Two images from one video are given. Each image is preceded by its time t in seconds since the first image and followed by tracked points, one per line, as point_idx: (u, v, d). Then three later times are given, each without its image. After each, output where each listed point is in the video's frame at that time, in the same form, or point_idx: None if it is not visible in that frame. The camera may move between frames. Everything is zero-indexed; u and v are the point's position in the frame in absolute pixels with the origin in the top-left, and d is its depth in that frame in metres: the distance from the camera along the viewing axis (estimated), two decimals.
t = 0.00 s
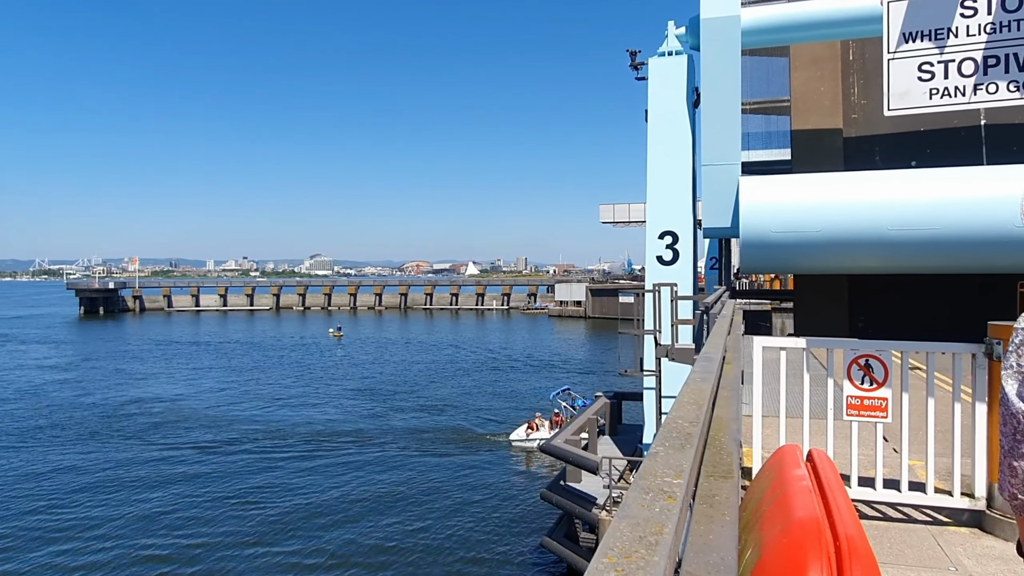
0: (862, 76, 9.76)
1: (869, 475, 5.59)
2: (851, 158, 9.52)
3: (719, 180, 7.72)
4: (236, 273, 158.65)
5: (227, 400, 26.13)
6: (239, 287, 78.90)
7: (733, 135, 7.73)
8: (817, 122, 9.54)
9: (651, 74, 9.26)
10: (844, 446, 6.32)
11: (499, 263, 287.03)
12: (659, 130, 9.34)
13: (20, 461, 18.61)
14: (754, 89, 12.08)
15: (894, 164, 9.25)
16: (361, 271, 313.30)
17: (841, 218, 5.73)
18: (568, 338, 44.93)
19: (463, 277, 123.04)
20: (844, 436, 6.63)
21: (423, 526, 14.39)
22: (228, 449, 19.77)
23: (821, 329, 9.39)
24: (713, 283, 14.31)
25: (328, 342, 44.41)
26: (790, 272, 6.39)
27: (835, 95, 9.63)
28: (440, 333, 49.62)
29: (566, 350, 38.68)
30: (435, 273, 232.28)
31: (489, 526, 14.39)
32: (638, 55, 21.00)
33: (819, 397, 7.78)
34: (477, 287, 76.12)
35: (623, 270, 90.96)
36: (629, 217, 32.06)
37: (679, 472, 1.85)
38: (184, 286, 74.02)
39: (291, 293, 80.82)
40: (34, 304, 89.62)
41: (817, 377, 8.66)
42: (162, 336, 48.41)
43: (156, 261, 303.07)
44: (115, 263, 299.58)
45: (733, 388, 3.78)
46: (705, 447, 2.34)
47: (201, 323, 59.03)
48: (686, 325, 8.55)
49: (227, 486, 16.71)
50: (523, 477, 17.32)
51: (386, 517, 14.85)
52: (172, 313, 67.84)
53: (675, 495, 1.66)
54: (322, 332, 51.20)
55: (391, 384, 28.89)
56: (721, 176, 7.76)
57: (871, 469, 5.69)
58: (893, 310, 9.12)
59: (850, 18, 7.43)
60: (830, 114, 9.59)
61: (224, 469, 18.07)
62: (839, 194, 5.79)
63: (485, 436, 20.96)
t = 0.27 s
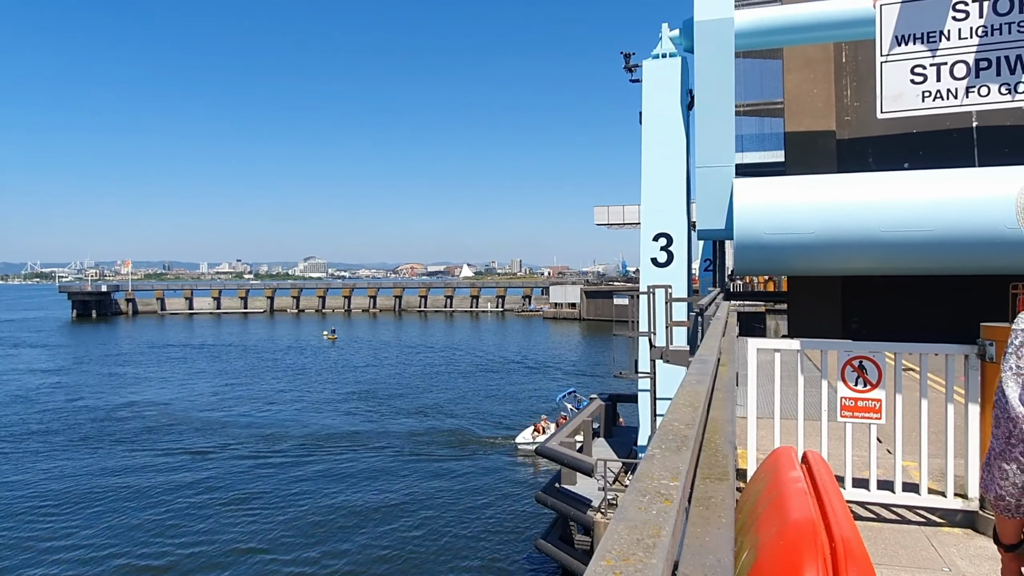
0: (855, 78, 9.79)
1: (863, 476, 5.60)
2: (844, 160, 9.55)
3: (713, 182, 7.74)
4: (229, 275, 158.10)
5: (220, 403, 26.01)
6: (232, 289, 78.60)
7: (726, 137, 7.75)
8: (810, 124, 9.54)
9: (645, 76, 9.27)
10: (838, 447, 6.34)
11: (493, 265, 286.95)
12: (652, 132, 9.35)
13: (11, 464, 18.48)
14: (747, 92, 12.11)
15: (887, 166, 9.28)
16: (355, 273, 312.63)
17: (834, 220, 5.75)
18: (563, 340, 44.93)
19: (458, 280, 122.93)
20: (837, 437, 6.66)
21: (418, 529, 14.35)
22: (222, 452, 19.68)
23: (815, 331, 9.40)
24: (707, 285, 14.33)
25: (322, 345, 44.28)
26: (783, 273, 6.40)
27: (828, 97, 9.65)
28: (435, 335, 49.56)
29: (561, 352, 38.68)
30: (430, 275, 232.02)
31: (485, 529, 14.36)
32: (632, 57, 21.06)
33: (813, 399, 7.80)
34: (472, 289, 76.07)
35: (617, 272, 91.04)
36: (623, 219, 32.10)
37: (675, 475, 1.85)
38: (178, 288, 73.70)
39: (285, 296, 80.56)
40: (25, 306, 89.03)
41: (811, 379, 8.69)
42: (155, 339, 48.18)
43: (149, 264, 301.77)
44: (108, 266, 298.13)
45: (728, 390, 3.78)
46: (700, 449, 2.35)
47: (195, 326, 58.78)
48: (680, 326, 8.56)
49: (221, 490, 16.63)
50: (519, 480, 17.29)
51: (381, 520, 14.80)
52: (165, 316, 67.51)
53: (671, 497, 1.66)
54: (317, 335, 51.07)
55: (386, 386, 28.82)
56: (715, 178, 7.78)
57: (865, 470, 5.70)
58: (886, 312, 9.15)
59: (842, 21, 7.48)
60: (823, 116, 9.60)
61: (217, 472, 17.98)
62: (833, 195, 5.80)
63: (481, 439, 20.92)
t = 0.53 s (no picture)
0: (844, 83, 9.87)
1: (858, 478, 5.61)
2: (834, 164, 9.61)
3: (704, 187, 7.78)
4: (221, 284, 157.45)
5: (212, 412, 25.83)
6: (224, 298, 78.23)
7: (717, 142, 7.79)
8: (800, 129, 9.58)
9: (635, 82, 9.32)
10: (832, 450, 6.36)
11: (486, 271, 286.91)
12: (644, 137, 9.39)
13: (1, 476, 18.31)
14: (737, 97, 12.17)
15: (877, 170, 9.36)
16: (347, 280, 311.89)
17: (825, 223, 5.78)
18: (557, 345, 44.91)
19: (451, 286, 122.79)
20: (831, 439, 6.68)
21: (413, 536, 14.28)
22: (215, 462, 19.55)
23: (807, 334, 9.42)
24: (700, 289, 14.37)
25: (315, 353, 44.09)
26: (775, 277, 6.43)
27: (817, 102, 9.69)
28: (428, 342, 49.46)
29: (555, 358, 38.64)
30: (423, 282, 231.74)
31: (480, 536, 14.30)
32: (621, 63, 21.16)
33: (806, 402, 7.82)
34: (465, 296, 76.01)
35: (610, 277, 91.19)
36: (616, 224, 32.16)
37: (672, 476, 1.86)
38: (169, 297, 73.33)
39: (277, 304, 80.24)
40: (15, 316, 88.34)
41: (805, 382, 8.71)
42: (146, 349, 47.89)
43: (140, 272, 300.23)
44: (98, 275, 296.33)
45: (722, 393, 3.79)
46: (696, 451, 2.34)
47: (187, 335, 58.48)
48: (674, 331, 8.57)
49: (213, 499, 16.52)
50: (514, 486, 17.24)
51: (375, 528, 14.73)
52: (156, 325, 67.12)
53: (669, 499, 1.66)
54: (310, 342, 50.88)
55: (379, 394, 28.72)
56: (707, 183, 7.82)
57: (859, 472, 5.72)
58: (878, 314, 9.20)
59: (829, 27, 7.54)
60: (813, 121, 9.64)
61: (210, 481, 17.87)
62: (823, 199, 5.83)
63: (475, 445, 20.86)
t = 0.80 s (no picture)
0: (841, 85, 9.89)
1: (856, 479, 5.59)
2: (832, 167, 9.61)
3: (702, 189, 7.78)
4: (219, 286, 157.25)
5: (210, 415, 25.78)
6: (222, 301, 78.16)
7: (714, 144, 7.80)
8: (797, 131, 9.55)
9: (633, 84, 9.32)
10: (831, 452, 6.35)
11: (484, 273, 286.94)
12: (641, 139, 9.39)
13: None
14: (735, 99, 12.18)
15: (874, 172, 9.39)
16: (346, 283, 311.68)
17: (823, 225, 5.77)
18: (556, 347, 44.88)
19: (449, 288, 122.73)
20: (830, 441, 6.67)
21: (412, 539, 14.26)
22: (213, 465, 19.52)
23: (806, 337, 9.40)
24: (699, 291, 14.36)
25: (314, 356, 44.04)
26: (773, 279, 6.43)
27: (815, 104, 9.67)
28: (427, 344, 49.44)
29: (554, 360, 38.61)
30: (421, 284, 231.72)
31: (479, 538, 14.27)
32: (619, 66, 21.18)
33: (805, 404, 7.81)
34: (464, 298, 76.00)
35: (608, 279, 91.23)
36: (614, 226, 32.16)
37: (670, 477, 1.84)
38: (167, 300, 73.27)
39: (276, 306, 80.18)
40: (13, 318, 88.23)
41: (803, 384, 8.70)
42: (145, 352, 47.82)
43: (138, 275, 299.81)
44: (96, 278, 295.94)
45: (721, 394, 3.77)
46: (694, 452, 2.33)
47: (185, 337, 58.42)
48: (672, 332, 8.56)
49: (211, 503, 16.49)
50: (513, 489, 17.20)
51: (373, 531, 14.70)
52: (154, 327, 67.04)
53: (666, 499, 1.65)
54: (308, 345, 50.86)
55: (378, 396, 28.68)
56: (705, 185, 7.82)
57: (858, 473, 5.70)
58: (876, 315, 9.20)
59: (826, 29, 7.55)
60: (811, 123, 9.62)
61: (208, 485, 17.84)
62: (821, 201, 5.83)
63: (474, 448, 20.82)
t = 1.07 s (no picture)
0: (843, 84, 9.86)
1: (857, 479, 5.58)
2: (833, 166, 9.59)
3: (703, 188, 7.76)
4: (220, 285, 157.37)
5: (212, 414, 25.80)
6: (223, 300, 78.23)
7: (715, 143, 7.78)
8: (798, 130, 9.52)
9: (634, 84, 9.29)
10: (833, 451, 6.34)
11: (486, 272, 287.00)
12: (642, 138, 9.38)
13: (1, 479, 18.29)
14: (737, 98, 12.15)
15: (876, 171, 9.36)
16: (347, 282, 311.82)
17: (824, 224, 5.75)
18: (557, 347, 44.89)
19: (450, 288, 122.73)
20: (832, 440, 6.66)
21: (413, 539, 14.26)
22: (214, 464, 19.54)
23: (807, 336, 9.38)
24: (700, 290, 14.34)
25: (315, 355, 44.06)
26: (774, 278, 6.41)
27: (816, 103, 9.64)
28: (428, 343, 49.48)
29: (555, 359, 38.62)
30: (422, 284, 231.85)
31: (480, 538, 14.28)
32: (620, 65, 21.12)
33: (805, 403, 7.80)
34: (465, 297, 76.07)
35: (608, 279, 91.30)
36: (615, 226, 32.19)
37: (666, 479, 1.84)
38: (169, 299, 73.33)
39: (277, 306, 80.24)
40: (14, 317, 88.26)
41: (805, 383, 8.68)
42: (146, 351, 47.85)
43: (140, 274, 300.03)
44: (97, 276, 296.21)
45: (720, 395, 3.76)
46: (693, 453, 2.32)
47: (187, 337, 58.49)
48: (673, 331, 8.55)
49: (213, 502, 16.51)
50: (514, 488, 17.21)
51: (375, 530, 14.72)
52: (155, 327, 67.11)
53: (662, 502, 1.64)
54: (310, 344, 50.92)
55: (379, 395, 28.70)
56: (706, 183, 7.80)
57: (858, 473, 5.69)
58: (877, 314, 9.18)
59: (827, 28, 7.53)
60: (812, 121, 9.59)
61: (210, 484, 17.85)
62: (822, 200, 5.81)
63: (476, 447, 20.83)
